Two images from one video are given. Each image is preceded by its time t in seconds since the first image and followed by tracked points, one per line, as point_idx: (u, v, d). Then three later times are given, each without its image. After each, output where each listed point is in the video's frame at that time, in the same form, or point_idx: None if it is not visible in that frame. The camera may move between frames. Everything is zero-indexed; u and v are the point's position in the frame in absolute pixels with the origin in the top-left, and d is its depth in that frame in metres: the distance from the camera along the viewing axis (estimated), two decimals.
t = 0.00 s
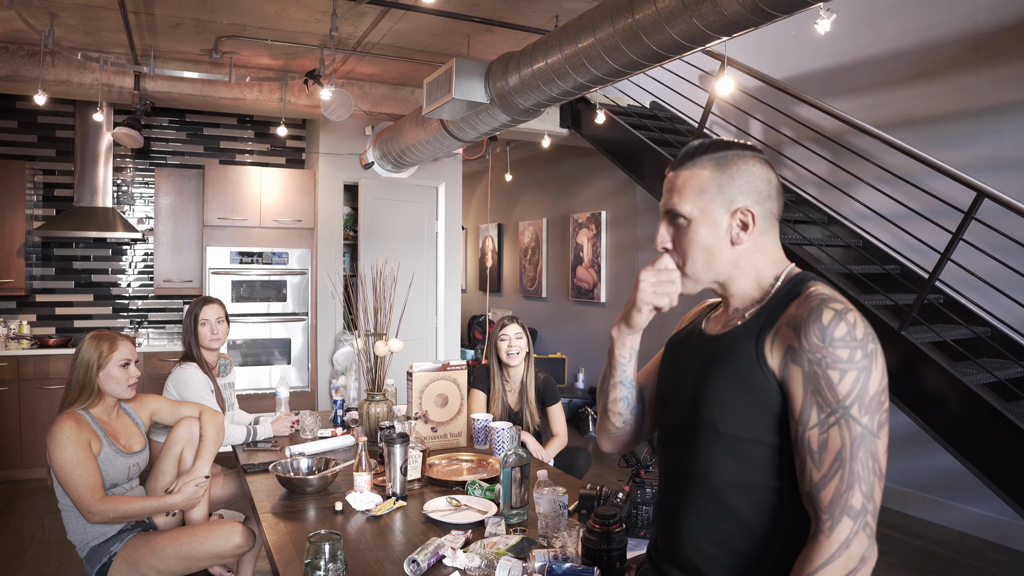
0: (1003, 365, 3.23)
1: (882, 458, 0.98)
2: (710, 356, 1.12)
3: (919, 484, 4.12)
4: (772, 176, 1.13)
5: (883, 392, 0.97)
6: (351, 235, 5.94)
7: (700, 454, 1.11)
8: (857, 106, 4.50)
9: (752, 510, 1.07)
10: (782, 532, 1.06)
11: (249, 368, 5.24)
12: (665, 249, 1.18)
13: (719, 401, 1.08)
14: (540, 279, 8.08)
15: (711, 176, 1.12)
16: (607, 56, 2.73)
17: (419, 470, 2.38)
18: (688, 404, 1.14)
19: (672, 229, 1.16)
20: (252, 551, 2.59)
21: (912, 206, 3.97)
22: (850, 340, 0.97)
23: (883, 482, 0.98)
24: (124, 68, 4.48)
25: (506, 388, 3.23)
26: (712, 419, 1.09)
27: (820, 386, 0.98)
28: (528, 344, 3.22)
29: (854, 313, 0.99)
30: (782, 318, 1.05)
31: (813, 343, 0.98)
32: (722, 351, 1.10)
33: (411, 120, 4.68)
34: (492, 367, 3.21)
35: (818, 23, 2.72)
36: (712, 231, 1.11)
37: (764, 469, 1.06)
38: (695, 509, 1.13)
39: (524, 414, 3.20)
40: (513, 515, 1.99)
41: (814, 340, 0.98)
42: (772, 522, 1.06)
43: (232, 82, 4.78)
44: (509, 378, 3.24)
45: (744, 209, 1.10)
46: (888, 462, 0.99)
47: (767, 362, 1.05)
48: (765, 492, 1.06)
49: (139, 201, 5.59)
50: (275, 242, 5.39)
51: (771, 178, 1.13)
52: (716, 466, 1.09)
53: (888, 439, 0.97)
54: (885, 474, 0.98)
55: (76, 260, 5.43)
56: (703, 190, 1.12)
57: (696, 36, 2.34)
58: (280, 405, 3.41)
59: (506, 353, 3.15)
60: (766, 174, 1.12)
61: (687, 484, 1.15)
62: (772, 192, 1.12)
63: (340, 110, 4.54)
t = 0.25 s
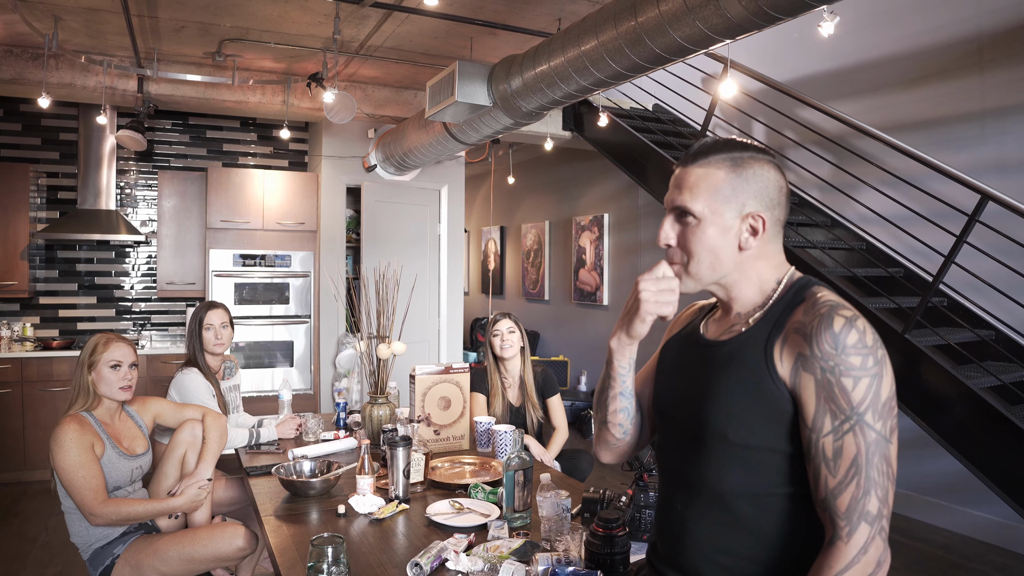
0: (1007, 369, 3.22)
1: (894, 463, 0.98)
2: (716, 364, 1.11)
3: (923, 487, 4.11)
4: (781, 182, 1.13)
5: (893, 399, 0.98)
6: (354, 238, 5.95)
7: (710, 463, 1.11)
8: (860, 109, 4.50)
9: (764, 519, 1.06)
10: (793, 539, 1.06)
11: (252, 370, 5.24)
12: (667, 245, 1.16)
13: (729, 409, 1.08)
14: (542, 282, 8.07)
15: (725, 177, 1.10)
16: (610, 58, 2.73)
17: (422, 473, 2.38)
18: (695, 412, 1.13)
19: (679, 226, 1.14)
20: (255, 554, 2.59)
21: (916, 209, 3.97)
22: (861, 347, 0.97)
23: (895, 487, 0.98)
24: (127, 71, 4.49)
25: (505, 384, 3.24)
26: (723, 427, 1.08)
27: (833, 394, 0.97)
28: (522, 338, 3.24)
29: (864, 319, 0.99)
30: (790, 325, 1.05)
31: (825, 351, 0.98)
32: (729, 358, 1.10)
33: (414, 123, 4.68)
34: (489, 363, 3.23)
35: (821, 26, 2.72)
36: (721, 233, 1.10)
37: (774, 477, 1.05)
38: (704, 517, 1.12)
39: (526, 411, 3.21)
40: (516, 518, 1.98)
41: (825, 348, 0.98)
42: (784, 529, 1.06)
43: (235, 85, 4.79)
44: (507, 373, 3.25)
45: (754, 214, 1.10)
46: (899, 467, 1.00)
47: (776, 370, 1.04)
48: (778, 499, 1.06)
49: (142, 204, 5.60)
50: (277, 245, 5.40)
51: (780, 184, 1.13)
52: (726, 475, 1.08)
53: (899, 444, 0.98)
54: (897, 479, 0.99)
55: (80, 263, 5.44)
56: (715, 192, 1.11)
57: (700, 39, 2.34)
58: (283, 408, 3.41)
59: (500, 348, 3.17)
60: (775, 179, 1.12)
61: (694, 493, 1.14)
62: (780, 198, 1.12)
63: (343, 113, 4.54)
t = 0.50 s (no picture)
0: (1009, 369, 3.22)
1: (894, 464, 0.98)
2: (715, 365, 1.11)
3: (924, 489, 4.10)
4: (780, 181, 1.13)
5: (894, 400, 0.97)
6: (356, 239, 5.95)
7: (709, 465, 1.10)
8: (862, 110, 4.50)
9: (764, 520, 1.06)
10: (793, 541, 1.05)
11: (253, 371, 5.24)
12: (667, 245, 1.15)
13: (728, 411, 1.08)
14: (544, 283, 8.07)
15: (726, 176, 1.10)
16: (613, 59, 2.73)
17: (424, 473, 2.38)
18: (694, 414, 1.13)
19: (679, 226, 1.13)
20: (258, 554, 2.59)
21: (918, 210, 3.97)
22: (861, 348, 0.97)
23: (894, 488, 0.98)
24: (129, 72, 4.49)
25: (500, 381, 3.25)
26: (722, 429, 1.08)
27: (833, 395, 0.97)
28: (517, 335, 3.24)
29: (863, 320, 0.99)
30: (790, 326, 1.04)
31: (825, 352, 0.98)
32: (728, 359, 1.09)
33: (415, 124, 4.68)
34: (483, 359, 3.24)
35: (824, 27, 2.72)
36: (723, 232, 1.10)
37: (774, 478, 1.05)
38: (704, 519, 1.12)
39: (521, 408, 3.23)
40: (518, 519, 1.98)
41: (825, 349, 0.98)
42: (785, 531, 1.05)
43: (237, 85, 4.80)
44: (501, 369, 3.26)
45: (755, 214, 1.10)
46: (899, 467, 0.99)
47: (776, 371, 1.04)
48: (778, 500, 1.06)
49: (144, 204, 5.60)
50: (279, 245, 5.40)
51: (780, 184, 1.13)
52: (726, 477, 1.08)
53: (899, 445, 0.98)
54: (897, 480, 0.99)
55: (82, 263, 5.44)
56: (716, 191, 1.10)
57: (702, 40, 2.34)
58: (285, 408, 3.41)
59: (496, 346, 3.17)
60: (775, 178, 1.12)
61: (694, 494, 1.14)
62: (780, 198, 1.12)
63: (345, 113, 4.54)
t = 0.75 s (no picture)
0: (1012, 370, 3.21)
1: (896, 469, 0.98)
2: (716, 367, 1.10)
3: (927, 489, 4.09)
4: (784, 180, 1.13)
5: (897, 404, 0.97)
6: (358, 239, 5.95)
7: (709, 468, 1.10)
8: (865, 110, 4.49)
9: (765, 523, 1.06)
10: (794, 545, 1.06)
11: (256, 372, 5.25)
12: (669, 242, 1.15)
13: (729, 414, 1.07)
14: (546, 284, 8.07)
15: (730, 173, 1.10)
16: (615, 60, 2.73)
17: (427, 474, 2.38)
18: (694, 417, 1.13)
19: (682, 222, 1.13)
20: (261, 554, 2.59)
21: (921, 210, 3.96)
22: (865, 352, 0.97)
23: (896, 493, 0.98)
24: (132, 73, 4.50)
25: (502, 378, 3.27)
26: (723, 432, 1.08)
27: (836, 400, 0.97)
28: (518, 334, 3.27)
29: (867, 323, 0.99)
30: (792, 329, 1.04)
31: (829, 356, 0.97)
32: (729, 362, 1.09)
33: (418, 124, 4.68)
34: (484, 358, 3.25)
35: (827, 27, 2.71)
36: (725, 229, 1.10)
37: (775, 482, 1.05)
38: (703, 523, 1.12)
39: (522, 405, 3.24)
40: (521, 520, 1.99)
41: (829, 353, 0.97)
42: (786, 536, 1.05)
43: (240, 86, 4.80)
44: (501, 368, 3.28)
45: (758, 211, 1.09)
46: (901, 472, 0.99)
47: (778, 375, 1.04)
48: (779, 505, 1.06)
49: (147, 205, 5.61)
50: (282, 246, 5.40)
51: (784, 183, 1.13)
52: (726, 480, 1.08)
53: (902, 450, 0.98)
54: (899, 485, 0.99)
55: (85, 264, 5.45)
56: (720, 187, 1.10)
57: (706, 40, 2.34)
58: (288, 409, 3.41)
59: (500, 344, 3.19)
60: (779, 177, 1.12)
61: (694, 498, 1.13)
62: (784, 197, 1.12)
63: (347, 114, 4.54)
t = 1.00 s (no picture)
0: (1014, 371, 3.20)
1: (897, 474, 0.98)
2: (713, 373, 1.10)
3: (928, 490, 4.09)
4: (780, 183, 1.13)
5: (896, 409, 0.97)
6: (360, 240, 5.94)
7: (708, 475, 1.09)
8: (866, 111, 4.49)
9: (764, 529, 1.06)
10: (794, 550, 1.06)
11: (257, 373, 5.25)
12: (663, 245, 1.15)
13: (726, 421, 1.06)
14: (547, 285, 8.06)
15: (724, 176, 1.10)
16: (617, 61, 2.73)
17: (429, 475, 2.38)
18: (691, 423, 1.12)
19: (675, 225, 1.13)
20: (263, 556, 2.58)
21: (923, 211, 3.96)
22: (863, 357, 0.96)
23: (897, 498, 0.98)
24: (133, 74, 4.50)
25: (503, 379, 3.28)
26: (720, 439, 1.07)
27: (835, 406, 0.96)
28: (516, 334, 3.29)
29: (864, 327, 0.98)
30: (789, 333, 1.03)
31: (827, 362, 0.97)
32: (726, 368, 1.08)
33: (419, 126, 4.68)
34: (484, 360, 3.25)
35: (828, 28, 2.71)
36: (720, 232, 1.09)
37: (774, 488, 1.05)
38: (702, 530, 1.11)
39: (524, 405, 3.24)
40: (523, 521, 1.98)
41: (827, 359, 0.97)
42: (786, 541, 1.05)
43: (242, 88, 4.81)
44: (501, 369, 3.29)
45: (753, 213, 1.09)
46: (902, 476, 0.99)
47: (775, 380, 1.03)
48: (778, 510, 1.05)
49: (147, 206, 5.61)
50: (283, 247, 5.41)
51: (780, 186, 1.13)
52: (725, 487, 1.07)
53: (902, 454, 0.97)
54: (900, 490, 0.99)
55: (86, 265, 5.45)
56: (714, 189, 1.10)
57: (707, 42, 2.34)
58: (288, 410, 3.41)
59: (500, 344, 3.21)
60: (774, 179, 1.12)
61: (692, 504, 1.13)
62: (779, 199, 1.12)
63: (349, 116, 4.54)
